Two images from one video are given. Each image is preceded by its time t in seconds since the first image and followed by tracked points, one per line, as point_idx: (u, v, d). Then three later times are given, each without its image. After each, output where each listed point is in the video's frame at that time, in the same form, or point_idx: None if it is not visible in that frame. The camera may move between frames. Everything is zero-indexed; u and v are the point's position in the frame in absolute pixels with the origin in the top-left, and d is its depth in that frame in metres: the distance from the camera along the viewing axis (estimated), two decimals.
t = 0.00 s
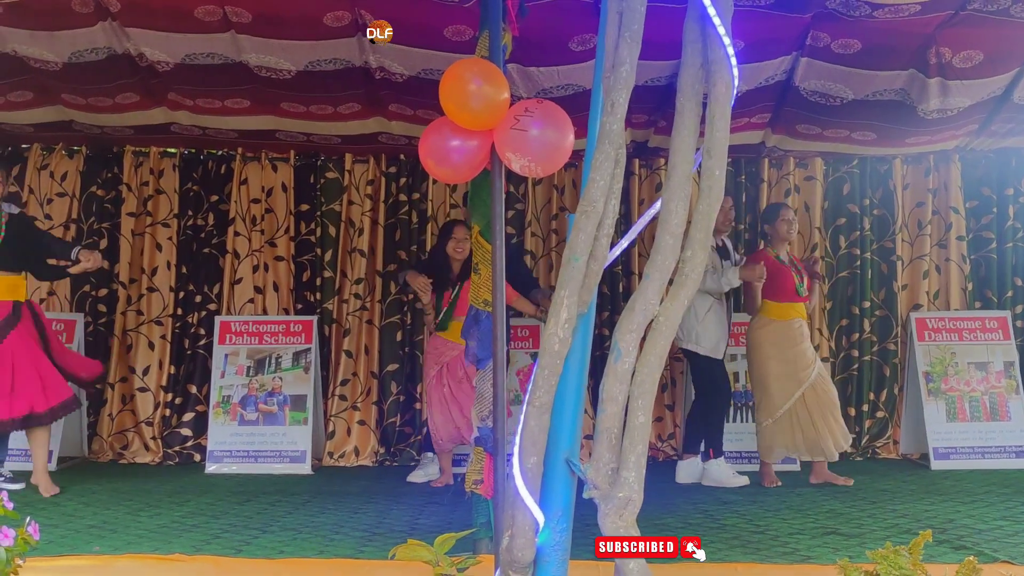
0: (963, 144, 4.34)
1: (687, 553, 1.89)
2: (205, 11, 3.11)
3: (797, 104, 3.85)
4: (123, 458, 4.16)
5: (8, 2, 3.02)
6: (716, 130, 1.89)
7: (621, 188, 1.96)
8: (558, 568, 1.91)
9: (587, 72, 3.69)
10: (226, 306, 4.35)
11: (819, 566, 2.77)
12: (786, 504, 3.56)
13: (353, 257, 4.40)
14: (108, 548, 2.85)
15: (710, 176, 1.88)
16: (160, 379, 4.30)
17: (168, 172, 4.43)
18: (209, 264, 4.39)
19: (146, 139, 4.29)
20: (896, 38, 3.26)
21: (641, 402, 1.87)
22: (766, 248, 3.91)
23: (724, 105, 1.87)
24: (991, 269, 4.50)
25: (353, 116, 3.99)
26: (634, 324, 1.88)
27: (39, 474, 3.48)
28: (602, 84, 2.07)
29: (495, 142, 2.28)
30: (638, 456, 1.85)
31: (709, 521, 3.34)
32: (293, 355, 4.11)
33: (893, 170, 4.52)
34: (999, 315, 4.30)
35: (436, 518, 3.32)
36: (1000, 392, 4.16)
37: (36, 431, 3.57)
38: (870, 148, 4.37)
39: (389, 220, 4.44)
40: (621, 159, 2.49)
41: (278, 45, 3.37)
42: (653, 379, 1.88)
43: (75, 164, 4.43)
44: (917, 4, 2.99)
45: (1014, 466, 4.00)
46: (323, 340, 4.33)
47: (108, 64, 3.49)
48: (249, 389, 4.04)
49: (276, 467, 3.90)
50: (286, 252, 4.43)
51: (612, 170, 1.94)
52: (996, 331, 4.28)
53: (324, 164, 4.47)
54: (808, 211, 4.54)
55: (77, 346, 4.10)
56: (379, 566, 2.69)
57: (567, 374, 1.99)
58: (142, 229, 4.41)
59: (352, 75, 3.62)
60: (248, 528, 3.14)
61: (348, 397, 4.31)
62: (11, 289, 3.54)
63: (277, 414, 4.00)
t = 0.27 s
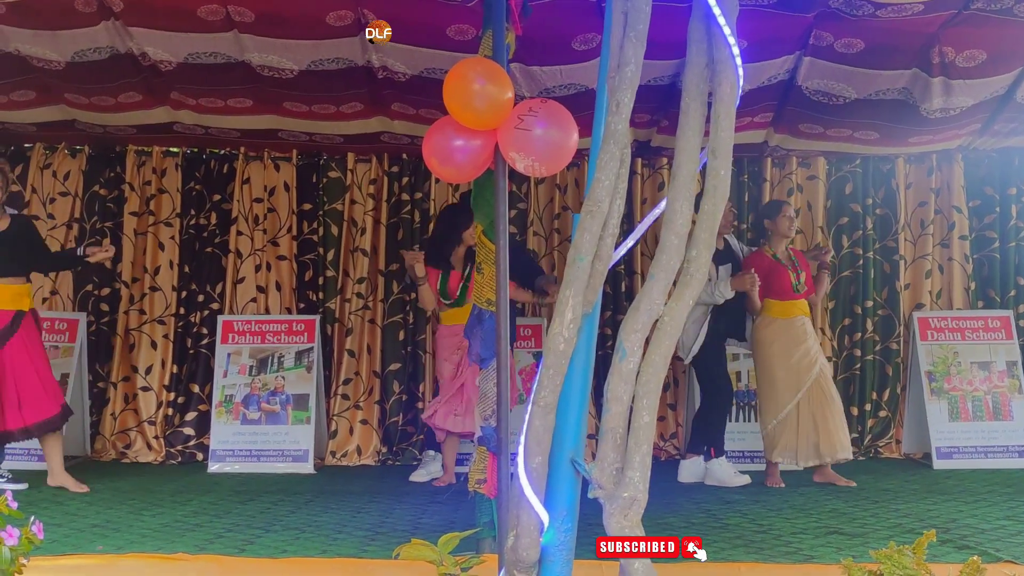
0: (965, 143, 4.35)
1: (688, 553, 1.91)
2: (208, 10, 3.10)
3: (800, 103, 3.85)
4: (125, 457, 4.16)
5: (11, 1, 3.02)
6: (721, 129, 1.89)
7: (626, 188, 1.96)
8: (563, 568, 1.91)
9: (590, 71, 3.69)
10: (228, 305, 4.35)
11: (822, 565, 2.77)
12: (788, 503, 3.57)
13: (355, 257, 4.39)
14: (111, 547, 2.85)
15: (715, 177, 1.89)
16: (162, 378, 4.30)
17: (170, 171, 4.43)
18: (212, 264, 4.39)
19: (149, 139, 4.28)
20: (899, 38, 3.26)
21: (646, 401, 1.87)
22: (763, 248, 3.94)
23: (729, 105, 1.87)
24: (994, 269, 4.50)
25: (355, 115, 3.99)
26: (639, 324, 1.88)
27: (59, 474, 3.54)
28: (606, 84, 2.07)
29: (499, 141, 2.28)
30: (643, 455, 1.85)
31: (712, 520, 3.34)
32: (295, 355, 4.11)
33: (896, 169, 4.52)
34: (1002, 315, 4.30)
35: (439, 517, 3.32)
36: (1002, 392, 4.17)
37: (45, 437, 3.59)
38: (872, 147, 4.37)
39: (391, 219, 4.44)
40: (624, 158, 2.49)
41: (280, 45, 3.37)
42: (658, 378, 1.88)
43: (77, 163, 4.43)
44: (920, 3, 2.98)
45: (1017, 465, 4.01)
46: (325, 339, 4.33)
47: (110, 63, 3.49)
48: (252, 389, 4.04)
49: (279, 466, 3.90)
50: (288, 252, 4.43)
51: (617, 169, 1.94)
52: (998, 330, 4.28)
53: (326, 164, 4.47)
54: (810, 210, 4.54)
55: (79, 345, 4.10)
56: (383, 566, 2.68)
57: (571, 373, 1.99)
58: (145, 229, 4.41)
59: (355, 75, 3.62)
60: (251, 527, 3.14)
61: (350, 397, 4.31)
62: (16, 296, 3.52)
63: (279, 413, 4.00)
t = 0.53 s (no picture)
0: (967, 142, 4.35)
1: (689, 553, 1.88)
2: (209, 9, 3.10)
3: (802, 103, 3.85)
4: (126, 456, 4.16)
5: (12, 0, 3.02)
6: (723, 128, 1.89)
7: (628, 187, 1.96)
8: (565, 567, 1.91)
9: (591, 70, 3.69)
10: (229, 304, 4.35)
11: (824, 565, 2.77)
12: (789, 502, 3.57)
13: (356, 256, 4.39)
14: (113, 546, 2.85)
15: (717, 176, 1.89)
16: (163, 377, 4.30)
17: (171, 170, 4.43)
18: (213, 263, 4.39)
19: (149, 137, 4.28)
20: (901, 37, 3.26)
21: (648, 401, 1.87)
22: (768, 242, 3.93)
23: (731, 105, 1.87)
24: (995, 268, 4.50)
25: (356, 114, 3.99)
26: (641, 323, 1.88)
27: (42, 475, 3.53)
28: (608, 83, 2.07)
29: (501, 140, 2.28)
30: (645, 454, 1.85)
31: (714, 520, 3.34)
32: (296, 354, 4.11)
33: (897, 168, 4.52)
34: (1003, 314, 4.31)
35: (441, 516, 3.32)
36: (1003, 391, 4.17)
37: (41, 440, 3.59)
38: (874, 146, 4.37)
39: (392, 219, 4.44)
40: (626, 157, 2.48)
41: (281, 43, 3.36)
42: (660, 377, 1.88)
43: (78, 162, 4.42)
44: (922, 2, 2.98)
45: (1017, 464, 4.01)
46: (326, 338, 4.33)
47: (111, 63, 3.48)
48: (253, 388, 4.04)
49: (280, 465, 3.90)
50: (289, 251, 4.43)
51: (619, 169, 1.94)
52: (999, 329, 4.28)
53: (327, 163, 4.47)
54: (812, 209, 4.54)
55: (81, 344, 4.10)
56: (384, 565, 2.69)
57: (574, 372, 1.99)
58: (146, 228, 4.41)
59: (356, 74, 3.62)
60: (252, 526, 3.14)
61: (351, 396, 4.31)
62: (29, 293, 3.54)
63: (281, 412, 4.00)
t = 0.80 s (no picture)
0: (966, 141, 4.35)
1: (689, 553, 1.90)
2: (208, 8, 3.10)
3: (801, 101, 3.85)
4: (126, 455, 4.16)
5: None
6: (723, 126, 1.89)
7: (628, 185, 1.96)
8: (565, 565, 1.91)
9: (591, 69, 3.69)
10: (229, 303, 4.35)
11: (824, 563, 2.77)
12: (789, 501, 3.57)
13: (356, 255, 4.39)
14: (112, 545, 2.84)
15: (717, 174, 1.89)
16: (163, 376, 4.29)
17: (170, 169, 4.43)
18: (212, 262, 4.39)
19: (149, 136, 4.28)
20: (900, 36, 3.27)
21: (648, 399, 1.87)
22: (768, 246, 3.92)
23: (731, 103, 1.87)
24: (994, 266, 4.50)
25: (356, 113, 3.99)
26: (641, 321, 1.88)
27: (44, 471, 3.51)
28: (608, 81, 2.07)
29: (501, 138, 2.28)
30: (645, 452, 1.85)
31: (713, 518, 3.34)
32: (295, 353, 4.11)
33: (896, 167, 4.53)
34: (1002, 312, 4.31)
35: (440, 515, 3.31)
36: (1003, 390, 4.17)
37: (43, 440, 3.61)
38: (874, 145, 4.37)
39: (392, 217, 4.44)
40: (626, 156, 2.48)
41: (280, 42, 3.36)
42: (660, 376, 1.87)
43: (78, 161, 4.42)
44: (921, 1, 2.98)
45: (1017, 463, 4.01)
46: (326, 337, 4.33)
47: (110, 62, 3.48)
48: (252, 387, 4.04)
49: (280, 464, 3.90)
50: (288, 249, 4.42)
51: (619, 167, 1.94)
52: (999, 328, 4.28)
53: (327, 162, 4.47)
54: (811, 208, 4.55)
55: (80, 343, 4.10)
56: (384, 563, 2.68)
57: (574, 370, 1.99)
58: (145, 227, 4.41)
59: (355, 73, 3.62)
60: (252, 525, 3.14)
61: (351, 395, 4.30)
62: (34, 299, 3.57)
63: (280, 411, 4.00)
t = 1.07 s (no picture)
0: (964, 140, 4.36)
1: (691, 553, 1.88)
2: (205, 7, 3.09)
3: (799, 100, 3.85)
4: (124, 455, 4.16)
5: None
6: (721, 124, 1.89)
7: (626, 183, 1.96)
8: (564, 563, 1.91)
9: (589, 68, 3.69)
10: (226, 303, 4.34)
11: (821, 561, 2.77)
12: (788, 499, 3.56)
13: (354, 254, 4.39)
14: (110, 545, 2.84)
15: (715, 172, 1.89)
16: (161, 376, 4.29)
17: (168, 169, 4.42)
18: (210, 261, 4.38)
19: (146, 136, 4.27)
20: (896, 35, 3.27)
21: (647, 397, 1.87)
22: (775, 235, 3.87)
23: (729, 100, 1.87)
24: (991, 265, 4.51)
25: (353, 112, 3.99)
26: (639, 319, 1.88)
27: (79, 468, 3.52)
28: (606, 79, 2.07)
29: (499, 137, 2.28)
30: (643, 450, 1.85)
31: (711, 517, 3.34)
32: (293, 352, 4.10)
33: (893, 166, 4.53)
34: (1000, 311, 4.31)
35: (438, 514, 3.31)
36: (1001, 388, 4.17)
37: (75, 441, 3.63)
38: (871, 144, 4.37)
39: (390, 217, 4.44)
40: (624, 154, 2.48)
41: (277, 42, 3.36)
42: (658, 374, 1.87)
43: (75, 160, 4.42)
44: None
45: (1015, 462, 4.01)
46: (323, 336, 4.33)
47: (107, 61, 3.48)
48: (250, 386, 4.03)
49: (277, 463, 3.90)
50: (286, 249, 4.42)
51: (617, 164, 1.94)
52: (997, 327, 4.29)
53: (325, 161, 4.47)
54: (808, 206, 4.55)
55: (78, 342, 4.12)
56: (381, 562, 2.68)
57: (572, 368, 1.98)
58: (142, 226, 4.40)
59: (353, 72, 3.62)
60: (250, 524, 3.13)
61: (349, 394, 4.30)
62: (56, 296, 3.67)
63: (278, 411, 3.99)
